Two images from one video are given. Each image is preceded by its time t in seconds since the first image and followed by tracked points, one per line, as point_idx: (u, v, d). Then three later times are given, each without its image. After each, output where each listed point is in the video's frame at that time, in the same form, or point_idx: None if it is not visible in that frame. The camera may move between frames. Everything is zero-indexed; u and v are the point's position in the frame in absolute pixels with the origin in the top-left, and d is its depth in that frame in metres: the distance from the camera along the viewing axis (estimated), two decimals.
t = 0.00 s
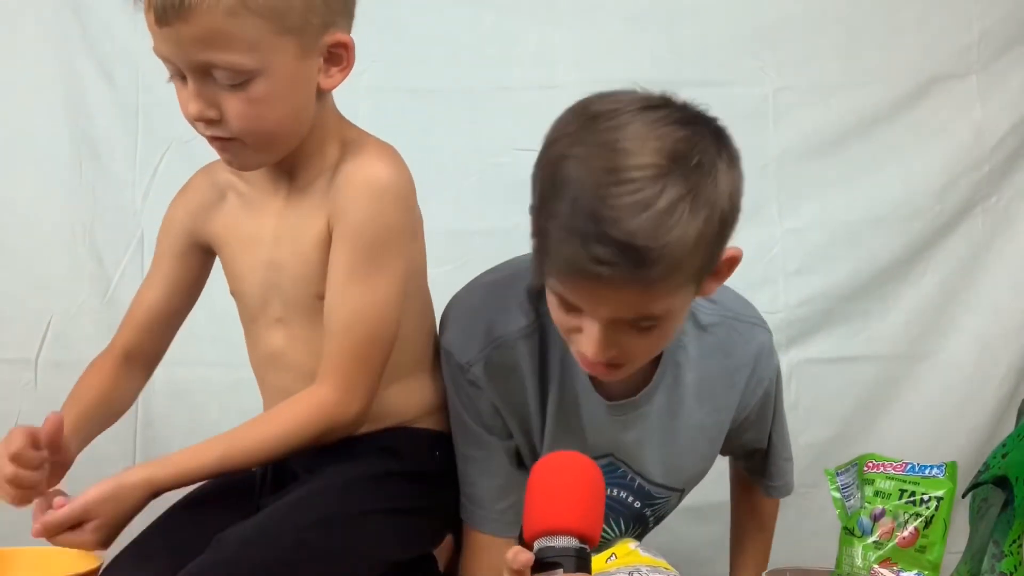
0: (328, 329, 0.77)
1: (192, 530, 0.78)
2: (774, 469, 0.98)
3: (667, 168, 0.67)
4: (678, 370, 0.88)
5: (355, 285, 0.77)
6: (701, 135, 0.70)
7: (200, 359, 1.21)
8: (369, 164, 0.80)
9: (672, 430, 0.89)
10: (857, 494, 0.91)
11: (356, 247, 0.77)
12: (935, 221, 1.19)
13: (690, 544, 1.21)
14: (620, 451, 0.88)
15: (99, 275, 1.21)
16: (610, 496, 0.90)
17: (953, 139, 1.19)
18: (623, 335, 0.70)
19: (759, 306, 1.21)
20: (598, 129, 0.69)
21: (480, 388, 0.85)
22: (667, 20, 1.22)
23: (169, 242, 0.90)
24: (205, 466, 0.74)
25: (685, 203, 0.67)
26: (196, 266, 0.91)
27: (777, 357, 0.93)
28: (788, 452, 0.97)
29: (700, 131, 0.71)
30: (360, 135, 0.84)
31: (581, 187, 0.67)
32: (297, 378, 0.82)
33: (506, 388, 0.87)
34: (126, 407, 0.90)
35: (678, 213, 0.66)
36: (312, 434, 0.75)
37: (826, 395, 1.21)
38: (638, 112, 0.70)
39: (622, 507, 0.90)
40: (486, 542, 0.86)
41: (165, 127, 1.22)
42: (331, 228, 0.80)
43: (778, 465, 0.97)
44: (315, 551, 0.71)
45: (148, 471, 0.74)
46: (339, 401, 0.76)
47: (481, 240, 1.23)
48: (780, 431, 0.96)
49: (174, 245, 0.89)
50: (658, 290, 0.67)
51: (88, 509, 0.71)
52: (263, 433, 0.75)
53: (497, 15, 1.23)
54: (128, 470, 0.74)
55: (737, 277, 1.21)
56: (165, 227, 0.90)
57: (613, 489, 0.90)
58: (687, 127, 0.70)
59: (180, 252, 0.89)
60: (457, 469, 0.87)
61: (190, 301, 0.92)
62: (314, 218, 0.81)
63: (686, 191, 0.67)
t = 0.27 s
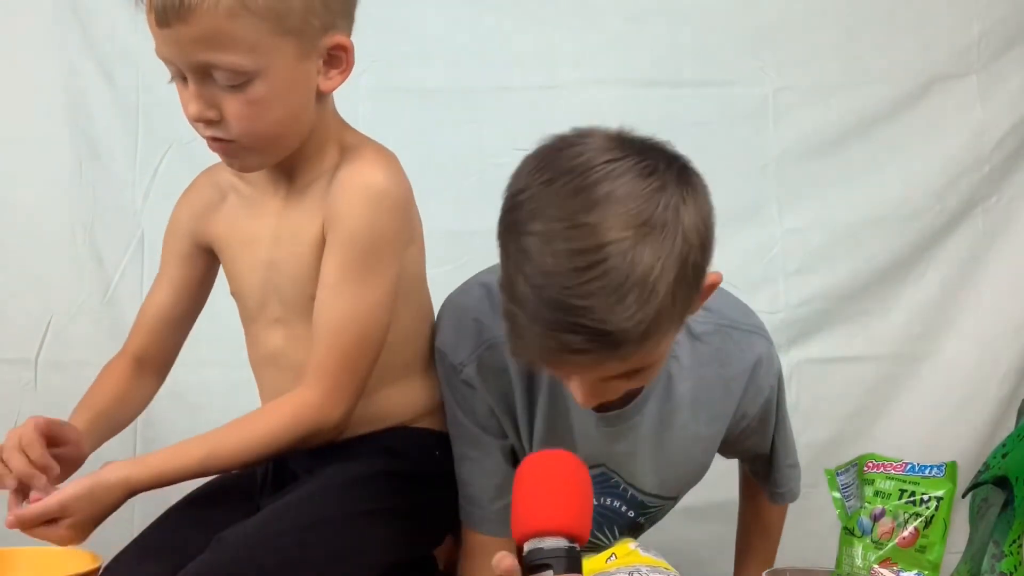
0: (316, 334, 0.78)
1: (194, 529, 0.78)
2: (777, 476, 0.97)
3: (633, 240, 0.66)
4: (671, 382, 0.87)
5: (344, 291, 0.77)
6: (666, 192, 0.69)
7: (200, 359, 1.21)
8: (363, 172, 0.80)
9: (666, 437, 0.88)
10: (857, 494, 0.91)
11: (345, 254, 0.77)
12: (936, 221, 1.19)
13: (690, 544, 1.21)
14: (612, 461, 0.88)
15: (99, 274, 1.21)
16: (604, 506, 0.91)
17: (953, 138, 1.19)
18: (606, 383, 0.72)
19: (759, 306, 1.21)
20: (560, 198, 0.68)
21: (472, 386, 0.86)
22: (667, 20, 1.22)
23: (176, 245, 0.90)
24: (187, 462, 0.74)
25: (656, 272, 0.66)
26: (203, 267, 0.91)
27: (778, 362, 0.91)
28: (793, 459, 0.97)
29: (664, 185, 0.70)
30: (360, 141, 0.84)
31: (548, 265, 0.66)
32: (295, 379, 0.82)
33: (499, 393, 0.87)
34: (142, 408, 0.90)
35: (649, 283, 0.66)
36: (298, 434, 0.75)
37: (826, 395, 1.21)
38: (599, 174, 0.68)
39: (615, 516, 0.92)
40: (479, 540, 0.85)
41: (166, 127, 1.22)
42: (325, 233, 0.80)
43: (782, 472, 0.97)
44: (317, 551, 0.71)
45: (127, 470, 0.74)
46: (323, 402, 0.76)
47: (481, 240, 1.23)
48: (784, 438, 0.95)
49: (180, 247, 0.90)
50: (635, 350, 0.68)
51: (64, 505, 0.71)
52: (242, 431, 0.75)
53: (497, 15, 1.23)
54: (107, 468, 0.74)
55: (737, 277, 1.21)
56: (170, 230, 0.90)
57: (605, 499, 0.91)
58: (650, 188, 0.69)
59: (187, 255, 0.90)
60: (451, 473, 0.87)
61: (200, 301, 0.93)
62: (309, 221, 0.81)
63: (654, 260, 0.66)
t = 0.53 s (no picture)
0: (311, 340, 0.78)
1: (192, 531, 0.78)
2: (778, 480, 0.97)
3: (618, 261, 0.67)
4: (666, 390, 0.87)
5: (337, 296, 0.77)
6: (649, 212, 0.70)
7: (200, 359, 1.21)
8: (359, 178, 0.80)
9: (661, 442, 0.89)
10: (857, 494, 0.88)
11: (338, 260, 0.77)
12: (936, 221, 1.19)
13: (690, 544, 1.21)
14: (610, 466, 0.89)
15: (99, 275, 1.21)
16: (603, 509, 0.93)
17: (953, 139, 1.19)
18: (598, 401, 0.73)
19: (759, 306, 1.21)
20: (545, 222, 0.68)
21: (472, 384, 0.86)
22: (667, 19, 1.22)
23: (178, 248, 0.90)
24: (185, 477, 0.74)
25: (642, 292, 0.67)
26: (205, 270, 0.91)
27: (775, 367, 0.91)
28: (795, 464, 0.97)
29: (646, 204, 0.70)
30: (356, 147, 0.84)
31: (535, 289, 0.67)
32: (291, 381, 0.83)
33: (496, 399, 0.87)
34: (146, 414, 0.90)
35: (635, 303, 0.67)
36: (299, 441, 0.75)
37: (826, 395, 1.21)
38: (581, 198, 0.69)
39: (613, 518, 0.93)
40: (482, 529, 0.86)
41: (166, 127, 1.22)
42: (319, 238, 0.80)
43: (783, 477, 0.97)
44: (318, 550, 0.71)
45: (128, 485, 0.72)
46: (316, 409, 0.76)
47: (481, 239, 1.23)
48: (784, 443, 0.95)
49: (182, 251, 0.90)
50: (625, 368, 0.69)
51: (62, 521, 0.70)
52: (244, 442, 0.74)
53: (497, 15, 1.23)
54: (109, 483, 0.73)
55: (737, 277, 1.21)
56: (171, 234, 0.90)
57: (603, 501, 0.92)
58: (633, 209, 0.69)
59: (187, 259, 0.90)
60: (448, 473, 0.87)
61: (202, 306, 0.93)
62: (304, 225, 0.81)
63: (640, 280, 0.67)
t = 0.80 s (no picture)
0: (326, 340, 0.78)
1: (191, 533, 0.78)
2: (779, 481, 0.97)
3: (620, 284, 0.68)
4: (665, 396, 0.88)
5: (350, 296, 0.77)
6: (648, 233, 0.71)
7: (200, 359, 1.21)
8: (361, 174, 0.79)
9: (663, 448, 0.90)
10: (857, 494, 0.88)
11: (348, 259, 0.77)
12: (935, 221, 1.19)
13: (690, 544, 1.21)
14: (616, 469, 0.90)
15: (99, 274, 1.21)
16: (606, 512, 0.93)
17: (953, 139, 1.19)
18: (603, 415, 0.75)
19: (759, 306, 1.21)
20: (546, 245, 0.70)
21: (477, 382, 0.87)
22: (667, 19, 1.22)
23: (177, 249, 0.90)
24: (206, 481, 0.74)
25: (643, 313, 0.68)
26: (203, 271, 0.91)
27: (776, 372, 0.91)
28: (798, 467, 0.97)
29: (646, 225, 0.71)
30: (355, 142, 0.84)
31: (539, 312, 0.68)
32: (289, 381, 0.83)
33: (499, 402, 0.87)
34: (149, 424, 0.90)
35: (638, 324, 0.68)
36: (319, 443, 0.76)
37: (826, 395, 1.21)
38: (582, 220, 0.70)
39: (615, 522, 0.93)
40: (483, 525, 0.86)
41: (166, 127, 1.22)
42: (326, 237, 0.80)
43: (785, 479, 0.97)
44: (319, 552, 0.71)
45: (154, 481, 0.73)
46: (339, 409, 0.76)
47: (480, 240, 1.23)
48: (786, 445, 0.95)
49: (179, 249, 0.90)
50: (628, 385, 0.71)
51: (87, 514, 0.71)
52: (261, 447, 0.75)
53: (497, 15, 1.23)
54: (134, 477, 0.73)
55: (736, 277, 1.21)
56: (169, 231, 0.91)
57: (606, 504, 0.93)
58: (632, 231, 0.70)
59: (186, 259, 0.90)
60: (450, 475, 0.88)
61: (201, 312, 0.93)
62: (308, 226, 0.81)
63: (642, 302, 0.68)
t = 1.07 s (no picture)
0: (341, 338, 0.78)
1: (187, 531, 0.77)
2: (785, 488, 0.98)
3: (600, 299, 0.69)
4: (665, 404, 0.89)
5: (365, 293, 0.77)
6: (633, 248, 0.72)
7: (201, 359, 1.21)
8: (366, 170, 0.80)
9: (664, 455, 0.91)
10: (858, 494, 0.88)
11: (360, 255, 0.78)
12: (935, 221, 1.19)
13: (690, 543, 1.22)
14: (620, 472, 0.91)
15: (99, 274, 1.21)
16: (611, 517, 0.94)
17: (953, 139, 1.19)
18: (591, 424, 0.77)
19: (759, 306, 1.21)
20: (530, 260, 0.71)
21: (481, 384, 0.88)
22: (667, 19, 1.22)
23: (172, 248, 0.90)
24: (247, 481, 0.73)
25: (623, 328, 0.70)
26: (203, 270, 0.91)
27: (779, 380, 0.92)
28: (803, 473, 0.97)
29: (630, 240, 0.72)
30: (357, 138, 0.84)
31: (521, 326, 0.70)
32: (294, 381, 0.83)
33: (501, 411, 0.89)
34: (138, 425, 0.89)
35: (616, 339, 0.69)
36: (342, 442, 0.76)
37: (826, 395, 1.21)
38: (566, 235, 0.72)
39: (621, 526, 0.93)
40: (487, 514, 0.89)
41: (166, 127, 1.22)
42: (334, 234, 0.80)
43: (791, 484, 0.97)
44: (318, 551, 0.71)
45: (194, 480, 0.72)
46: (360, 404, 0.77)
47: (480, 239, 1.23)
48: (792, 451, 0.95)
49: (178, 249, 0.89)
50: (609, 397, 0.72)
51: (134, 521, 0.70)
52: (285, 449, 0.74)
53: (497, 15, 1.23)
54: (174, 478, 0.72)
55: (736, 277, 1.21)
56: (167, 229, 0.90)
57: (611, 508, 0.93)
58: (616, 246, 0.71)
59: (184, 257, 0.90)
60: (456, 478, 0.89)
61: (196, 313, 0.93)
62: (315, 223, 0.81)
63: (621, 318, 0.70)
